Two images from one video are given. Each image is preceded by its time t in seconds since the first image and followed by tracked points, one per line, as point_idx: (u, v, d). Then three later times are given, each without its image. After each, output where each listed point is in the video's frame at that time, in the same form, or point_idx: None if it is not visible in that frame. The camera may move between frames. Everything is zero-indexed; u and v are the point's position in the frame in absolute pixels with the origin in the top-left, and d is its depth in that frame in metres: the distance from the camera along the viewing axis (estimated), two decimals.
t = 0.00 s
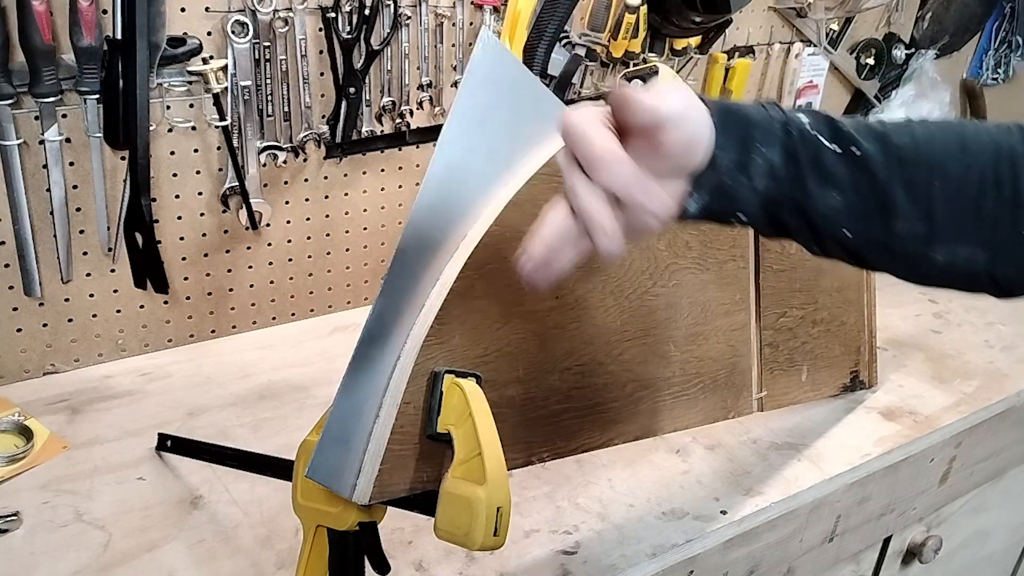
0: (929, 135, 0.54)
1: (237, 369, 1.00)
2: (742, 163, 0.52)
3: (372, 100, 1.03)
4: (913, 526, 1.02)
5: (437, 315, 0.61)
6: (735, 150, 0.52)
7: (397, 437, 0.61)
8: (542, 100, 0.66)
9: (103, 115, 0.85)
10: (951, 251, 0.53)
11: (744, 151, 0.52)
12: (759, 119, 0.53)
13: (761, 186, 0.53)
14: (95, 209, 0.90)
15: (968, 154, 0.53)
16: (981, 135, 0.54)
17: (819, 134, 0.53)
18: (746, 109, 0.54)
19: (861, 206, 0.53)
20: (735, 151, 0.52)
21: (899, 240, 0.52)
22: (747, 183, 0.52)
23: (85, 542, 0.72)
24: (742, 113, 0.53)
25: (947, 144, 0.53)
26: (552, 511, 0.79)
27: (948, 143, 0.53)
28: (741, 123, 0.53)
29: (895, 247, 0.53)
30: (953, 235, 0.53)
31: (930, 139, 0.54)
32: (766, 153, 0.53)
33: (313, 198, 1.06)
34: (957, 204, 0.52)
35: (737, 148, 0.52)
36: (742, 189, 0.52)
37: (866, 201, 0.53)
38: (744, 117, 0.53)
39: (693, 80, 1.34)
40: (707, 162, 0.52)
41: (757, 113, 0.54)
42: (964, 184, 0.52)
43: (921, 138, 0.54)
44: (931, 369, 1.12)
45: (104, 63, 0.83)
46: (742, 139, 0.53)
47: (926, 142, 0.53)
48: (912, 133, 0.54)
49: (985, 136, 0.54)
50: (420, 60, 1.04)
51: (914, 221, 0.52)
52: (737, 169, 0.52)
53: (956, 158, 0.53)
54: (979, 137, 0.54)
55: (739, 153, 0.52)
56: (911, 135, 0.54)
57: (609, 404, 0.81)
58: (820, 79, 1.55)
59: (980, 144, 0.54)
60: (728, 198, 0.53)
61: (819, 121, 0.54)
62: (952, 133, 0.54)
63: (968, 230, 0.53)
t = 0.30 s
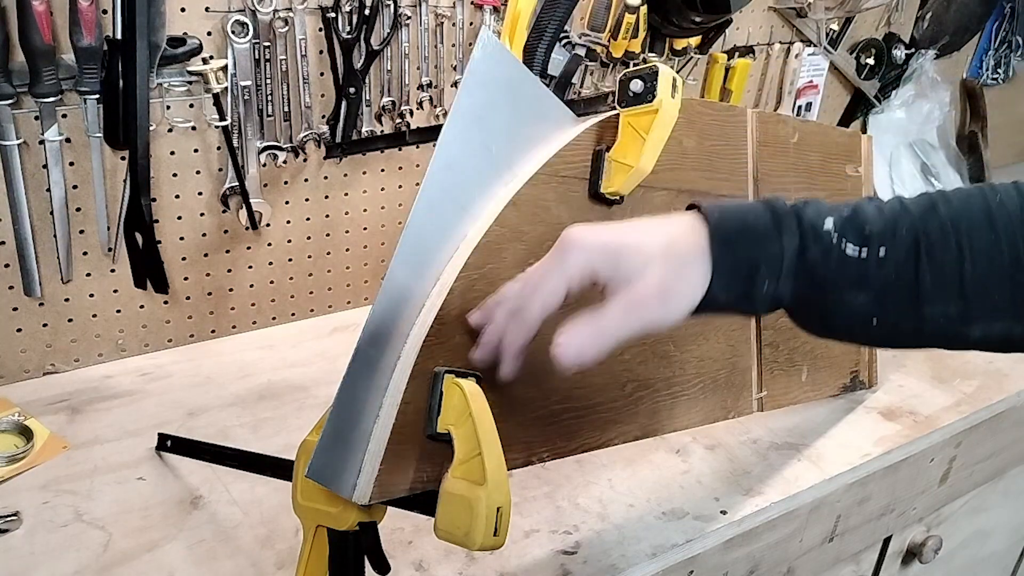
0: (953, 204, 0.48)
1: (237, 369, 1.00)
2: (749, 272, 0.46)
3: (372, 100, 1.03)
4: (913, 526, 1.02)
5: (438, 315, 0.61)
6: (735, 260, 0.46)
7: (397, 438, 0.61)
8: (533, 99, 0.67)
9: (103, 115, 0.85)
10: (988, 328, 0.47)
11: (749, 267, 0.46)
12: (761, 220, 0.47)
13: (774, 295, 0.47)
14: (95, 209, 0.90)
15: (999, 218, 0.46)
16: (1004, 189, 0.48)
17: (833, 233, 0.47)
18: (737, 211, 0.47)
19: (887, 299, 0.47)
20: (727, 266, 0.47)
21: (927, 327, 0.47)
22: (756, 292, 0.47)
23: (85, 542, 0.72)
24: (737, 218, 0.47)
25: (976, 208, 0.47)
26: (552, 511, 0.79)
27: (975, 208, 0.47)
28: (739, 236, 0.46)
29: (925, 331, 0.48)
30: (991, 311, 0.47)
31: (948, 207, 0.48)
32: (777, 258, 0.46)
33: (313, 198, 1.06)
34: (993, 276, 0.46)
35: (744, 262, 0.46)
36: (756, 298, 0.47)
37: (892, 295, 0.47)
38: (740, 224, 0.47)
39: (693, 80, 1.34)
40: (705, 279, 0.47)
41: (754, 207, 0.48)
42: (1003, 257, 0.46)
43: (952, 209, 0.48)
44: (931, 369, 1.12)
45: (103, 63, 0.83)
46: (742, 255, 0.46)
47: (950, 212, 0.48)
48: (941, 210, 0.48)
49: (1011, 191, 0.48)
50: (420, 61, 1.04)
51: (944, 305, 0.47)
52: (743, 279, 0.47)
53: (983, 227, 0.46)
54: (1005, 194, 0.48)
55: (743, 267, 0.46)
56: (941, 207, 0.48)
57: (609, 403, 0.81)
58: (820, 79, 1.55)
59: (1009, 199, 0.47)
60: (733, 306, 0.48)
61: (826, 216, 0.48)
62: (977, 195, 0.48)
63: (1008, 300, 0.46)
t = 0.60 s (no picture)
0: (911, 246, 0.55)
1: (237, 369, 1.00)
2: (711, 333, 0.56)
3: (372, 100, 1.04)
4: (913, 526, 1.02)
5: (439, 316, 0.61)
6: (697, 328, 0.55)
7: (397, 437, 0.61)
8: (532, 99, 0.67)
9: (103, 115, 0.85)
10: (954, 364, 0.54)
11: (701, 339, 0.56)
12: (715, 286, 0.56)
13: (738, 347, 0.56)
14: (95, 209, 0.90)
15: (949, 259, 0.53)
16: (962, 226, 0.54)
17: (784, 296, 0.55)
18: (692, 272, 0.56)
19: (850, 345, 0.55)
20: (696, 330, 0.56)
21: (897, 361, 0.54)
22: (727, 345, 0.56)
23: (86, 542, 0.72)
24: (695, 281, 0.56)
25: (929, 253, 0.54)
26: (552, 511, 0.79)
27: (931, 251, 0.54)
28: (694, 300, 0.55)
29: (897, 369, 0.55)
30: (956, 345, 0.53)
31: (904, 254, 0.54)
32: (732, 321, 0.55)
33: (313, 198, 1.06)
34: (955, 317, 0.53)
35: (701, 328, 0.56)
36: (724, 350, 0.56)
37: (855, 342, 0.55)
38: (697, 286, 0.56)
39: (693, 80, 1.34)
40: (669, 341, 0.56)
41: (710, 267, 0.57)
42: (957, 292, 0.53)
43: (907, 254, 0.54)
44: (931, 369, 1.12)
45: (103, 63, 0.82)
46: (699, 318, 0.55)
47: (905, 258, 0.54)
48: (897, 256, 0.54)
49: (969, 226, 0.54)
50: (420, 61, 1.04)
51: (909, 348, 0.54)
52: (707, 342, 0.56)
53: (937, 271, 0.53)
54: (963, 232, 0.54)
55: (702, 332, 0.56)
56: (896, 255, 0.55)
57: (609, 403, 0.80)
58: (820, 79, 1.55)
59: (966, 239, 0.53)
60: (708, 359, 0.57)
61: (778, 278, 0.55)
62: (934, 235, 0.54)
63: (968, 334, 0.53)
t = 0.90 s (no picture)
0: (953, 199, 0.55)
1: (237, 369, 1.00)
2: (744, 233, 0.58)
3: (372, 100, 1.04)
4: (913, 526, 1.02)
5: (438, 316, 0.62)
6: (732, 221, 0.58)
7: (397, 439, 0.61)
8: (533, 99, 0.67)
9: (103, 115, 0.85)
10: (973, 319, 0.55)
11: (737, 231, 0.58)
12: (761, 191, 0.58)
13: (766, 256, 0.58)
14: (95, 209, 0.90)
15: (987, 217, 0.54)
16: (1007, 190, 0.54)
17: (824, 209, 0.57)
18: (750, 173, 0.59)
19: (876, 276, 0.56)
20: (728, 228, 0.58)
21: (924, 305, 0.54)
22: (756, 251, 0.58)
23: (85, 542, 0.72)
24: (744, 184, 0.58)
25: (970, 208, 0.54)
26: (552, 511, 0.79)
27: (971, 207, 0.54)
28: (739, 198, 0.58)
29: (916, 314, 0.56)
30: (975, 300, 0.54)
31: (945, 202, 0.55)
32: (767, 227, 0.58)
33: (313, 198, 1.06)
34: (979, 270, 0.53)
35: (738, 220, 0.58)
36: (754, 257, 0.58)
37: (880, 274, 0.56)
38: (746, 188, 0.58)
39: (693, 80, 1.34)
40: (705, 236, 0.59)
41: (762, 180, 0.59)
42: (985, 245, 0.53)
43: (948, 202, 0.55)
44: (931, 369, 1.12)
45: (103, 63, 0.83)
46: (738, 212, 0.58)
47: (945, 206, 0.55)
48: (939, 202, 0.55)
49: (1015, 191, 0.54)
50: (420, 60, 1.04)
51: (930, 292, 0.55)
52: (739, 239, 0.58)
53: (972, 225, 0.54)
54: (1008, 195, 0.54)
55: (739, 226, 0.58)
56: (936, 201, 0.55)
57: (609, 403, 0.81)
58: (820, 79, 1.55)
59: (1007, 199, 0.54)
60: (737, 260, 0.59)
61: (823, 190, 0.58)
62: (977, 194, 0.55)
63: (990, 290, 0.53)
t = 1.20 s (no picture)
0: (939, 213, 0.53)
1: (237, 369, 1.00)
2: (726, 246, 0.56)
3: (372, 100, 1.04)
4: (913, 526, 1.02)
5: (438, 316, 0.61)
6: (712, 231, 0.57)
7: (397, 439, 0.61)
8: (534, 98, 0.67)
9: (103, 115, 0.85)
10: (961, 334, 0.53)
11: (717, 242, 0.57)
12: (746, 207, 0.56)
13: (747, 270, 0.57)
14: (95, 209, 0.90)
15: (975, 231, 0.51)
16: (995, 202, 0.52)
17: (808, 226, 0.55)
18: (735, 184, 0.57)
19: (860, 291, 0.54)
20: (710, 239, 0.57)
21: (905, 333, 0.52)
22: (737, 266, 0.57)
23: (85, 542, 0.72)
24: (730, 196, 0.56)
25: (957, 222, 0.52)
26: (552, 511, 0.79)
27: (957, 222, 0.52)
28: (724, 210, 0.56)
29: (903, 330, 0.54)
30: (963, 315, 0.52)
31: (932, 216, 0.53)
32: (748, 239, 0.56)
33: (313, 198, 1.06)
34: (967, 283, 0.51)
35: (721, 230, 0.56)
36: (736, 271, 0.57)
37: (865, 290, 0.54)
38: (731, 199, 0.56)
39: (693, 80, 1.34)
40: (686, 245, 0.58)
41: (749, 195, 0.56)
42: (972, 259, 0.51)
43: (935, 215, 0.53)
44: (931, 369, 1.12)
45: (104, 63, 0.83)
46: (721, 221, 0.56)
47: (933, 221, 0.53)
48: (927, 214, 0.53)
49: (1002, 203, 0.52)
50: (420, 61, 1.04)
51: (918, 307, 0.53)
52: (721, 251, 0.57)
53: (959, 240, 0.52)
54: (994, 208, 0.52)
55: (719, 238, 0.57)
56: (923, 216, 0.53)
57: (609, 403, 0.81)
58: (820, 79, 1.55)
59: (994, 213, 0.52)
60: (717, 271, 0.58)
61: (808, 205, 0.55)
62: (964, 209, 0.53)
63: (979, 304, 0.51)
